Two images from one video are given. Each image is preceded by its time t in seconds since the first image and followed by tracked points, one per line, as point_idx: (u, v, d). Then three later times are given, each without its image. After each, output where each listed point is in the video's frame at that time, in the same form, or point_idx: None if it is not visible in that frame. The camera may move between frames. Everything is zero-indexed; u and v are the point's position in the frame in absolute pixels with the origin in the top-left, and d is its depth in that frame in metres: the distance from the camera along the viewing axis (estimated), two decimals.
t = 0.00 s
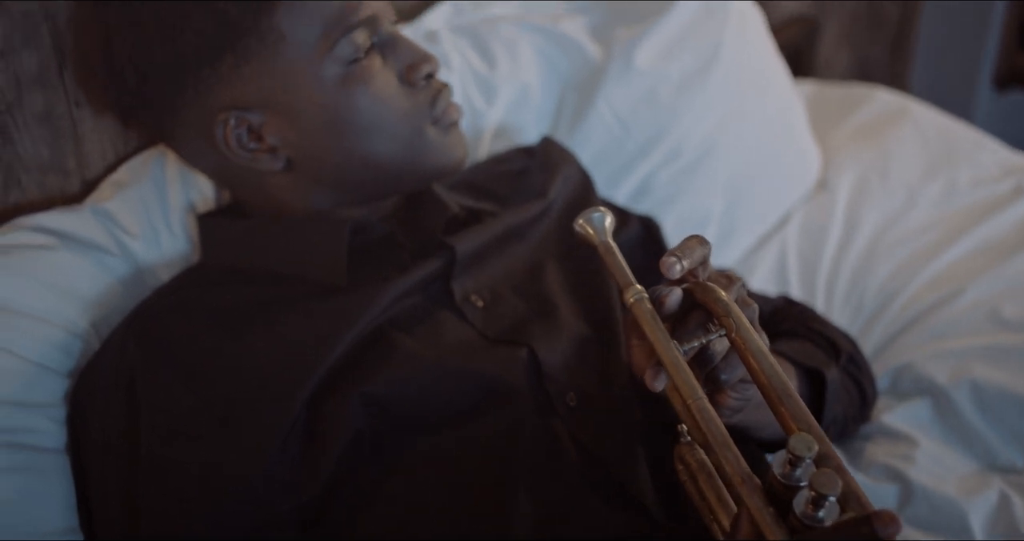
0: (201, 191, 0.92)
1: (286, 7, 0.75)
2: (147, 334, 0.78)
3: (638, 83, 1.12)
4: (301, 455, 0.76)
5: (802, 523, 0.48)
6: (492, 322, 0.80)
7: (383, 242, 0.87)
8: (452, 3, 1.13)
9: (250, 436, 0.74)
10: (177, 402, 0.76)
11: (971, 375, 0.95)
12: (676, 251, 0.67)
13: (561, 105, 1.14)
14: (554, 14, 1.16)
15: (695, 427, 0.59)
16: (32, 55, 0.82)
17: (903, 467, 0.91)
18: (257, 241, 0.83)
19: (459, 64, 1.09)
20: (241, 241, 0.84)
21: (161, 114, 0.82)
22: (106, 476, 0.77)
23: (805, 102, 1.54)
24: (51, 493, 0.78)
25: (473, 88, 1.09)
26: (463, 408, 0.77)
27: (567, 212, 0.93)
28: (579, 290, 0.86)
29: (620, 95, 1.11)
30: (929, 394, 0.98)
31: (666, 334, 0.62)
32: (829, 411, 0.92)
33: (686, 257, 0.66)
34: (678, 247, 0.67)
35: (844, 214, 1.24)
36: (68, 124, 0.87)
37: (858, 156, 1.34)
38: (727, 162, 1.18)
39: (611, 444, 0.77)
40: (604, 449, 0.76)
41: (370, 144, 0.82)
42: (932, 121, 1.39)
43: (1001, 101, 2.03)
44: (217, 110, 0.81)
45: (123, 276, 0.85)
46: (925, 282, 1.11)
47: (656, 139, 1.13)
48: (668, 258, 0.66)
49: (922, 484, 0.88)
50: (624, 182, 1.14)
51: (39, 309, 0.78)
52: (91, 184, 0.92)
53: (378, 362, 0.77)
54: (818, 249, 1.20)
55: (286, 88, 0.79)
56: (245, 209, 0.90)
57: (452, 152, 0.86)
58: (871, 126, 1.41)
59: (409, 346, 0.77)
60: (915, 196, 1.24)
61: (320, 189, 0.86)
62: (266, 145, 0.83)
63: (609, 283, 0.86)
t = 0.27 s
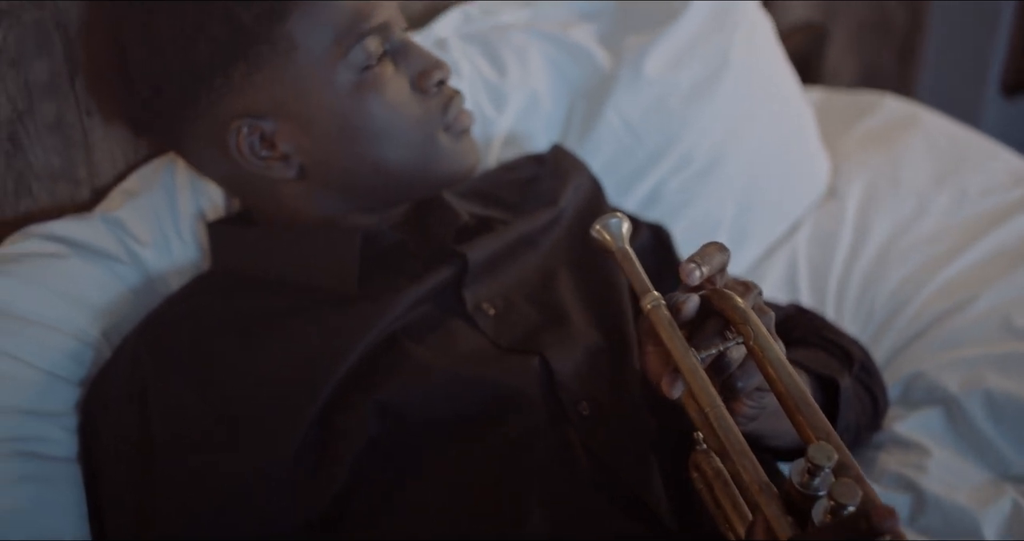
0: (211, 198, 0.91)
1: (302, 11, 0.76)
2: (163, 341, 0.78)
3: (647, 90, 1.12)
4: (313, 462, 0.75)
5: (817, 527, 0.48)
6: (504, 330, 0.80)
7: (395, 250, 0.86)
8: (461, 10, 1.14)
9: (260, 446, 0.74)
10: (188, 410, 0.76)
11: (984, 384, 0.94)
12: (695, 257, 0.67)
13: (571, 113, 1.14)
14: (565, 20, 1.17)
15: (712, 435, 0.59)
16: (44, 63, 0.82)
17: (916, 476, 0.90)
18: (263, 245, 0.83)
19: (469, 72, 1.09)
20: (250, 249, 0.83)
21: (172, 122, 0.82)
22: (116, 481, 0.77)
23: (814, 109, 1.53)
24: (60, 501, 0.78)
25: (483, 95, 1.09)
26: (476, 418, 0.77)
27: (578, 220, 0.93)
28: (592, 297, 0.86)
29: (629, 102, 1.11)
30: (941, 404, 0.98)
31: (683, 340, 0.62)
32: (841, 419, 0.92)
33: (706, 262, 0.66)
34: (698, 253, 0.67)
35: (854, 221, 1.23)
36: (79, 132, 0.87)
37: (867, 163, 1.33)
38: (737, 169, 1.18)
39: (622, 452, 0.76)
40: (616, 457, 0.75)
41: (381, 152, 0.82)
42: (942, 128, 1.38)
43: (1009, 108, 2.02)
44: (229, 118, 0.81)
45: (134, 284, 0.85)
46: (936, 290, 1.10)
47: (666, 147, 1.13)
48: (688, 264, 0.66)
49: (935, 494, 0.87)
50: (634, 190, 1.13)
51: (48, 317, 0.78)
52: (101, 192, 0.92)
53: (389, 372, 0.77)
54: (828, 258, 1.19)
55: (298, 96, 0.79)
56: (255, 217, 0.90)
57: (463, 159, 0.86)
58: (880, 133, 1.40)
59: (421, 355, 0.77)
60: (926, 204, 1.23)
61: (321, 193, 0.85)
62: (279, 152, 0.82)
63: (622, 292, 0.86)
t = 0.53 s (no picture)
0: (225, 207, 0.91)
1: (319, 20, 0.76)
2: (185, 350, 0.79)
3: (660, 100, 1.11)
4: (330, 471, 0.76)
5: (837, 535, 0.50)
6: (518, 341, 0.79)
7: (410, 261, 0.85)
8: (475, 21, 1.14)
9: (280, 455, 0.74)
10: (205, 421, 0.76)
11: (1001, 395, 0.93)
12: (709, 270, 0.66)
13: (584, 122, 1.13)
14: (577, 29, 1.17)
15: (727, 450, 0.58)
16: (59, 74, 0.82)
17: (932, 488, 0.90)
18: (279, 256, 0.83)
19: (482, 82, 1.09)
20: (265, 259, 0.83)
21: (188, 132, 0.82)
22: (130, 491, 0.77)
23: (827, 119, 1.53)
24: (76, 514, 0.77)
25: (497, 105, 1.09)
26: (492, 429, 0.77)
27: (593, 231, 0.93)
28: (607, 309, 0.85)
29: (642, 112, 1.11)
30: (957, 415, 0.97)
31: (696, 355, 0.61)
32: (857, 432, 0.91)
33: (720, 276, 0.66)
34: (711, 266, 0.67)
35: (868, 232, 1.23)
36: (93, 142, 0.87)
37: (881, 174, 1.33)
38: (751, 179, 1.17)
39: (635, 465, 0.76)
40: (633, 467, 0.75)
41: (397, 162, 0.82)
42: (955, 138, 1.37)
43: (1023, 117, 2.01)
44: (246, 129, 0.81)
45: (148, 295, 0.85)
46: (951, 300, 1.10)
47: (678, 157, 1.13)
48: (701, 277, 0.66)
49: (952, 506, 0.87)
50: (647, 201, 1.12)
51: (62, 328, 0.77)
52: (116, 202, 0.92)
53: (406, 384, 0.77)
54: (841, 268, 1.18)
55: (314, 106, 0.79)
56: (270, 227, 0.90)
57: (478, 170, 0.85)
58: (894, 142, 1.40)
59: (436, 366, 0.77)
60: (939, 214, 1.23)
61: (336, 202, 0.85)
62: (296, 162, 0.82)
63: (637, 303, 0.85)
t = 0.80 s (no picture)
0: (236, 215, 0.91)
1: (332, 27, 0.76)
2: (196, 358, 0.79)
3: (671, 107, 1.11)
4: (343, 479, 0.75)
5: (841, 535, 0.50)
6: (531, 349, 0.79)
7: (423, 268, 0.85)
8: (486, 27, 1.14)
9: (295, 462, 0.74)
10: (219, 427, 0.76)
11: (1013, 404, 0.93)
12: (717, 280, 0.65)
13: (595, 129, 1.13)
14: (588, 36, 1.17)
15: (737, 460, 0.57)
16: (71, 81, 0.82)
17: (945, 497, 0.89)
18: (291, 263, 0.83)
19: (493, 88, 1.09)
20: (276, 266, 0.83)
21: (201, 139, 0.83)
22: (142, 498, 0.76)
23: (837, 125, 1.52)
24: (87, 521, 0.76)
25: (508, 111, 1.08)
26: (504, 438, 0.77)
27: (604, 238, 0.92)
28: (618, 317, 0.85)
29: (653, 119, 1.10)
30: (970, 423, 0.96)
31: (706, 366, 0.60)
32: (868, 442, 0.90)
33: (728, 286, 0.65)
34: (719, 277, 0.66)
35: (878, 240, 1.22)
36: (104, 149, 0.87)
37: (891, 181, 1.32)
38: (763, 186, 1.16)
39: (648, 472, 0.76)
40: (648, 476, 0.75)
41: (409, 170, 0.82)
42: (964, 143, 1.36)
43: None
44: (256, 137, 0.81)
45: (159, 302, 0.85)
46: (962, 308, 1.09)
47: (689, 164, 1.12)
48: (710, 287, 0.65)
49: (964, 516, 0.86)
50: (658, 208, 1.12)
51: (74, 335, 0.77)
52: (126, 208, 0.92)
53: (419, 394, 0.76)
54: (852, 276, 1.18)
55: (327, 113, 0.79)
56: (281, 233, 0.89)
57: (491, 176, 0.86)
58: (903, 149, 1.38)
59: (449, 375, 0.77)
60: (950, 221, 1.22)
61: (349, 208, 0.84)
62: (307, 169, 0.82)
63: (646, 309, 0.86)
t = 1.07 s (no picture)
0: (247, 222, 0.91)
1: (343, 36, 0.77)
2: (207, 367, 0.79)
3: (681, 116, 1.10)
4: (356, 487, 0.75)
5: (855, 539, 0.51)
6: (542, 357, 0.79)
7: (434, 275, 0.85)
8: (496, 34, 1.14)
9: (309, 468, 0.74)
10: (229, 436, 0.76)
11: None
12: (732, 289, 0.64)
13: (605, 136, 1.12)
14: (598, 43, 1.17)
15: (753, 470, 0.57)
16: (82, 88, 0.83)
17: (958, 507, 0.89)
18: (302, 271, 0.83)
19: (503, 95, 1.09)
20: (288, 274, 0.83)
21: (213, 147, 0.83)
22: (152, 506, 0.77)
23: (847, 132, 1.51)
24: (99, 529, 0.76)
25: (519, 119, 1.08)
26: (517, 447, 0.76)
27: (616, 246, 0.92)
28: (630, 326, 0.85)
29: (664, 128, 1.09)
30: (982, 433, 0.96)
31: (721, 374, 0.59)
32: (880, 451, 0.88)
33: (743, 296, 0.64)
34: (733, 285, 0.64)
35: (889, 250, 1.21)
36: (116, 157, 0.87)
37: (901, 189, 1.31)
38: (774, 194, 1.16)
39: (663, 480, 0.75)
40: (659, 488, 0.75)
41: (422, 178, 0.82)
42: (975, 152, 1.35)
43: None
44: (268, 145, 0.81)
45: (170, 310, 0.84)
46: (974, 317, 1.08)
47: (700, 173, 1.11)
48: (724, 296, 0.64)
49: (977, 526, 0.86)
50: (669, 215, 1.11)
51: (84, 343, 0.77)
52: (136, 216, 0.91)
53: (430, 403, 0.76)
54: (863, 286, 1.17)
55: (339, 119, 0.79)
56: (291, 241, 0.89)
57: (503, 184, 0.86)
58: (912, 156, 1.38)
59: (460, 384, 0.77)
60: (962, 229, 1.21)
61: (360, 215, 0.84)
62: (319, 177, 0.82)
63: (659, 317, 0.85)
